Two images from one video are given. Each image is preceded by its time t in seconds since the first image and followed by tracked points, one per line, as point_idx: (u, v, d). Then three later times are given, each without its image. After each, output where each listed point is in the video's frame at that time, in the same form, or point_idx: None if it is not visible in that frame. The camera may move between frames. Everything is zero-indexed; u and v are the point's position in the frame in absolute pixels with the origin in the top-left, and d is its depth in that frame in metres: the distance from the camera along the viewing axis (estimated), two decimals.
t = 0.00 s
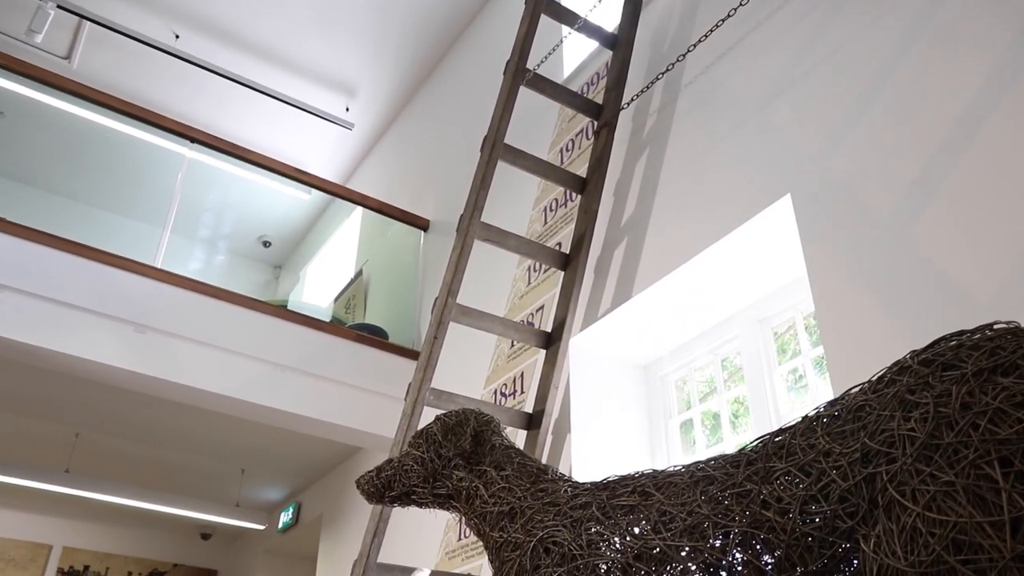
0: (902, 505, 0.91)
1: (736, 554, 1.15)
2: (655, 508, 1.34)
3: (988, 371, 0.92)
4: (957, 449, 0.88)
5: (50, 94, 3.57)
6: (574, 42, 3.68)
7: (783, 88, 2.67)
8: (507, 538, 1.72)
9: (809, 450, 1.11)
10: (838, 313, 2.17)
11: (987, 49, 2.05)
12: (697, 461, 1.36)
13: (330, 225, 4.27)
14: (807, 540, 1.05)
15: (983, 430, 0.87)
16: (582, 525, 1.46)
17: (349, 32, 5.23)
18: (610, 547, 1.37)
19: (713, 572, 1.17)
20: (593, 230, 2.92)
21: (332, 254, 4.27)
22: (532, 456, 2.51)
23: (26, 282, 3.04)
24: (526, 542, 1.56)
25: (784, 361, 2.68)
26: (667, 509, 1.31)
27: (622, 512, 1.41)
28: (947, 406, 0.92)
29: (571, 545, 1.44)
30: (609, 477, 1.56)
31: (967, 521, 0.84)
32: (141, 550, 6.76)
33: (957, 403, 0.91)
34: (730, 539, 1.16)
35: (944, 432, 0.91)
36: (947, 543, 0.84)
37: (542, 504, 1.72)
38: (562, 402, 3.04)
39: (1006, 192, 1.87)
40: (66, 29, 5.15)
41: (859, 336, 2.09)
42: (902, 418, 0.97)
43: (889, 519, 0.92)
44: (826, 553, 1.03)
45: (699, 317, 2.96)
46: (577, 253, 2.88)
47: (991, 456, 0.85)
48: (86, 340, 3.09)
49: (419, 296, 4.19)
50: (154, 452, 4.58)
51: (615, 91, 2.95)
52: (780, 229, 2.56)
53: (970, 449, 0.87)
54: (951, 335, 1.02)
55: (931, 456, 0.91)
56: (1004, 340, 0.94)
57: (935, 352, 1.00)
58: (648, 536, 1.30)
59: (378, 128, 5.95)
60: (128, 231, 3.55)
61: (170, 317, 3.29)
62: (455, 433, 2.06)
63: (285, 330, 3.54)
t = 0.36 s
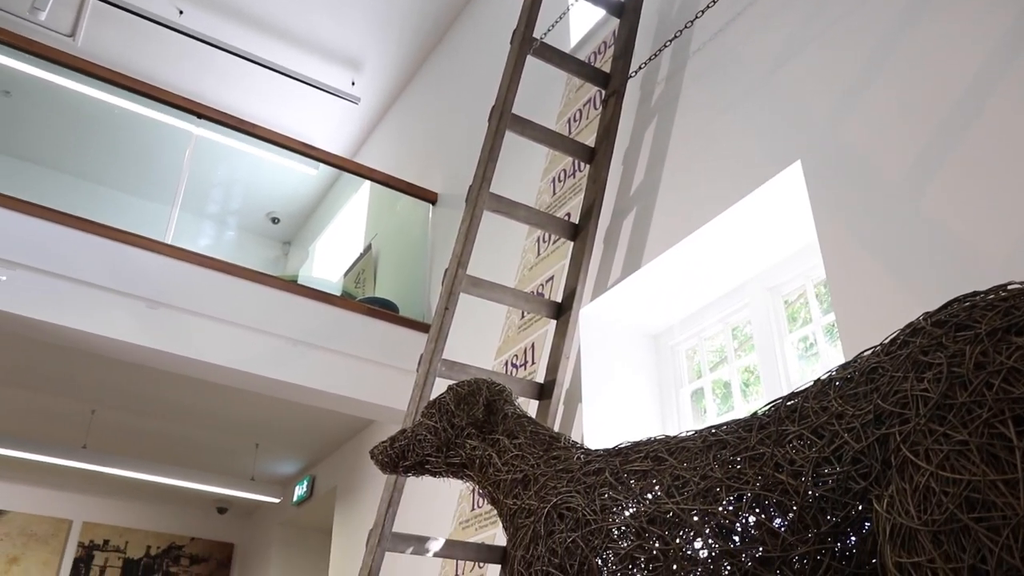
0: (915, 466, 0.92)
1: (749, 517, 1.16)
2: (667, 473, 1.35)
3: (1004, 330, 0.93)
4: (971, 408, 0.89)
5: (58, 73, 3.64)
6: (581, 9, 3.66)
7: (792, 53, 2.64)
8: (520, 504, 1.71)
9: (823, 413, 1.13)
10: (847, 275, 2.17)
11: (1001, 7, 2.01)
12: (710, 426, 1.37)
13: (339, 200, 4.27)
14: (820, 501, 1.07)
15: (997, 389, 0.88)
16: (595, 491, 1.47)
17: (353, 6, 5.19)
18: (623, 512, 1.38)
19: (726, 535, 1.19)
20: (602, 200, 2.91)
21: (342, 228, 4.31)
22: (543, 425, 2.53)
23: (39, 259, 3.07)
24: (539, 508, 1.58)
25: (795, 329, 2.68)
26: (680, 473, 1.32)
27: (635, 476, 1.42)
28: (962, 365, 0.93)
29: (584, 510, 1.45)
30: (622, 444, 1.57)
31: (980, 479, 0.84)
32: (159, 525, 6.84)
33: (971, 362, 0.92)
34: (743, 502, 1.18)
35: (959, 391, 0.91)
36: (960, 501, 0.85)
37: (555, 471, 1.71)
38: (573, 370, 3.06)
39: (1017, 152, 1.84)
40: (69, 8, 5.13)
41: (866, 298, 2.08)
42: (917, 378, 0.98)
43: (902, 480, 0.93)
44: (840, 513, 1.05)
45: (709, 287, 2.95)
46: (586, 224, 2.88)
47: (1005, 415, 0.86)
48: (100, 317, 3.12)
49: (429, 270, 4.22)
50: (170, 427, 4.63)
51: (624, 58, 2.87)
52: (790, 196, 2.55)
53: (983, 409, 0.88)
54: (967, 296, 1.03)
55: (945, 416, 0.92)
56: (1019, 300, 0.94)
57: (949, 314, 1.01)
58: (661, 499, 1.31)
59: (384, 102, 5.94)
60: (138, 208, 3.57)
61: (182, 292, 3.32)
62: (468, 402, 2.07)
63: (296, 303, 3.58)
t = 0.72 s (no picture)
0: (928, 425, 0.96)
1: (761, 480, 1.18)
2: (680, 436, 1.36)
3: (1015, 288, 0.95)
4: (984, 365, 0.92)
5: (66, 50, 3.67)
6: None
7: (801, 16, 2.61)
8: (533, 470, 1.71)
9: (834, 374, 1.15)
10: (856, 235, 2.16)
11: None
12: (720, 390, 1.38)
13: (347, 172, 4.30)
14: (832, 461, 1.09)
15: (1010, 347, 0.91)
16: (607, 455, 1.47)
17: None
18: (636, 476, 1.39)
19: (738, 497, 1.20)
20: (610, 168, 2.90)
21: (349, 200, 4.32)
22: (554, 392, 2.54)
23: (49, 236, 3.10)
24: (551, 474, 1.59)
25: (805, 295, 2.68)
26: (692, 436, 1.33)
27: (646, 440, 1.43)
28: (974, 323, 0.96)
29: (597, 474, 1.46)
30: (633, 409, 1.58)
31: (993, 437, 0.88)
32: (175, 499, 6.93)
33: (983, 320, 0.95)
34: (756, 464, 1.19)
35: (971, 349, 0.95)
36: (973, 460, 0.89)
37: (567, 437, 1.72)
38: (583, 340, 3.06)
39: None
40: None
41: (876, 259, 2.08)
42: (929, 337, 1.01)
43: (914, 439, 0.97)
44: (851, 473, 1.07)
45: (717, 255, 2.96)
46: (595, 192, 2.87)
47: (1017, 373, 0.89)
48: (112, 292, 3.15)
49: (437, 241, 4.26)
50: (184, 401, 4.68)
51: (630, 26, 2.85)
52: (801, 158, 2.51)
53: (996, 366, 0.91)
54: (978, 256, 1.05)
55: (957, 374, 0.95)
56: None
57: (960, 273, 1.04)
58: (674, 463, 1.33)
59: (389, 75, 5.91)
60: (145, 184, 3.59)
61: (193, 267, 3.35)
62: (479, 369, 2.06)
63: (306, 275, 3.60)
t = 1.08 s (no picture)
0: (938, 381, 0.97)
1: (771, 440, 1.19)
2: (690, 397, 1.37)
3: None
4: (996, 322, 0.93)
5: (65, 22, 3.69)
6: None
7: None
8: (543, 434, 1.70)
9: (844, 333, 1.16)
10: (866, 194, 2.14)
11: None
12: (730, 351, 1.38)
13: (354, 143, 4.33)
14: (842, 420, 1.10)
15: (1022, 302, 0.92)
16: (617, 418, 1.47)
17: None
18: (645, 438, 1.39)
19: (748, 457, 1.21)
20: (617, 135, 2.88)
21: (357, 170, 4.35)
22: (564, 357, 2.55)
23: (58, 210, 3.11)
24: (561, 437, 1.58)
25: (813, 259, 2.66)
26: (702, 397, 1.34)
27: (656, 402, 1.43)
28: (985, 280, 0.97)
29: (606, 437, 1.45)
30: (643, 372, 1.58)
31: (1004, 392, 0.89)
32: (189, 470, 7.00)
33: (994, 278, 0.96)
34: (765, 424, 1.20)
35: (982, 305, 0.96)
36: (983, 415, 0.90)
37: (577, 400, 1.71)
38: (592, 306, 3.08)
39: None
40: None
41: (885, 218, 2.06)
42: (939, 295, 1.02)
43: (925, 395, 0.98)
44: (860, 433, 1.08)
45: (725, 220, 2.94)
46: (602, 159, 2.86)
47: None
48: (122, 264, 3.17)
49: (445, 210, 4.24)
50: (196, 373, 4.72)
51: None
52: (811, 122, 2.48)
53: (1007, 322, 0.92)
54: (990, 213, 1.06)
55: (968, 330, 0.96)
56: None
57: (971, 231, 1.04)
58: (683, 424, 1.33)
59: (395, 46, 5.88)
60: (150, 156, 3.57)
61: (201, 238, 3.36)
62: (489, 335, 2.07)
63: (314, 246, 3.61)
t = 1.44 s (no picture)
0: (948, 337, 0.97)
1: (779, 399, 1.18)
2: (697, 357, 1.36)
3: None
4: (1007, 276, 0.93)
5: None
6: None
7: None
8: (551, 397, 1.69)
9: (853, 292, 1.16)
10: (870, 149, 2.12)
11: None
12: (738, 311, 1.38)
13: (360, 111, 4.35)
14: (850, 378, 1.11)
15: None
16: (625, 379, 1.46)
17: None
18: (653, 399, 1.38)
19: (756, 416, 1.21)
20: (623, 99, 2.85)
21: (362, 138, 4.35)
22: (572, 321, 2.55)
23: (66, 180, 3.11)
24: (569, 400, 1.56)
25: (821, 223, 2.64)
26: (709, 357, 1.33)
27: (663, 363, 1.43)
28: (997, 236, 0.96)
29: (614, 399, 1.44)
30: (650, 334, 1.57)
31: (1013, 345, 0.89)
32: (200, 441, 7.06)
33: (1006, 233, 0.96)
34: (774, 383, 1.20)
35: (992, 261, 0.96)
36: (992, 369, 0.90)
37: (584, 363, 1.70)
38: (599, 270, 3.11)
39: None
40: None
41: (890, 173, 2.04)
42: (949, 251, 1.02)
43: (933, 351, 0.99)
44: (868, 389, 1.09)
45: (732, 184, 2.93)
46: (608, 124, 2.83)
47: None
48: (129, 235, 3.18)
49: (451, 178, 4.28)
50: (205, 343, 4.74)
51: None
52: (820, 84, 2.45)
53: (1018, 276, 0.92)
54: (1003, 169, 1.05)
55: (978, 285, 0.96)
56: None
57: (983, 186, 1.04)
58: (691, 384, 1.33)
59: (399, 14, 5.83)
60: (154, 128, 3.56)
61: (208, 209, 3.37)
62: (496, 300, 2.06)
63: (321, 214, 3.62)
